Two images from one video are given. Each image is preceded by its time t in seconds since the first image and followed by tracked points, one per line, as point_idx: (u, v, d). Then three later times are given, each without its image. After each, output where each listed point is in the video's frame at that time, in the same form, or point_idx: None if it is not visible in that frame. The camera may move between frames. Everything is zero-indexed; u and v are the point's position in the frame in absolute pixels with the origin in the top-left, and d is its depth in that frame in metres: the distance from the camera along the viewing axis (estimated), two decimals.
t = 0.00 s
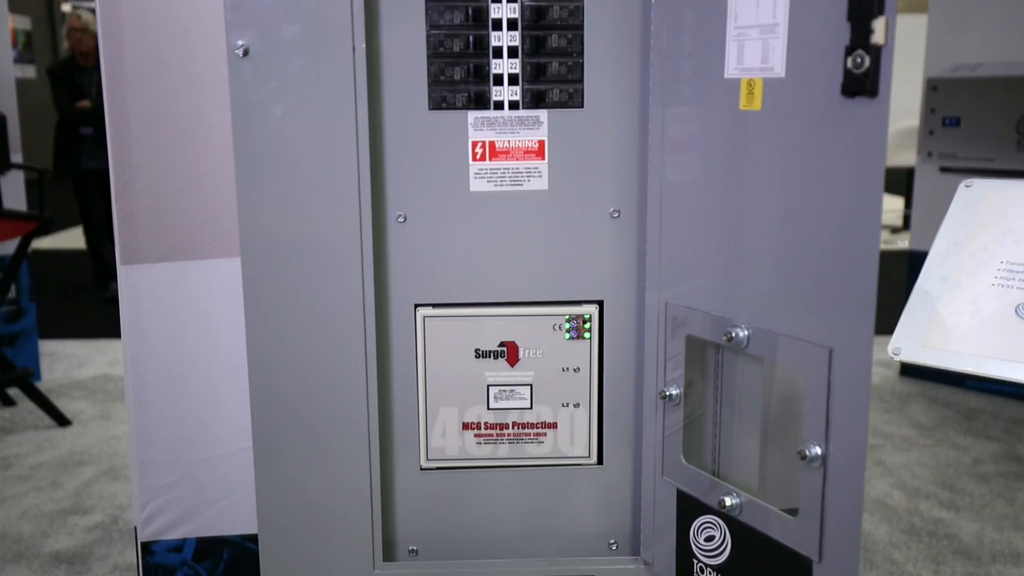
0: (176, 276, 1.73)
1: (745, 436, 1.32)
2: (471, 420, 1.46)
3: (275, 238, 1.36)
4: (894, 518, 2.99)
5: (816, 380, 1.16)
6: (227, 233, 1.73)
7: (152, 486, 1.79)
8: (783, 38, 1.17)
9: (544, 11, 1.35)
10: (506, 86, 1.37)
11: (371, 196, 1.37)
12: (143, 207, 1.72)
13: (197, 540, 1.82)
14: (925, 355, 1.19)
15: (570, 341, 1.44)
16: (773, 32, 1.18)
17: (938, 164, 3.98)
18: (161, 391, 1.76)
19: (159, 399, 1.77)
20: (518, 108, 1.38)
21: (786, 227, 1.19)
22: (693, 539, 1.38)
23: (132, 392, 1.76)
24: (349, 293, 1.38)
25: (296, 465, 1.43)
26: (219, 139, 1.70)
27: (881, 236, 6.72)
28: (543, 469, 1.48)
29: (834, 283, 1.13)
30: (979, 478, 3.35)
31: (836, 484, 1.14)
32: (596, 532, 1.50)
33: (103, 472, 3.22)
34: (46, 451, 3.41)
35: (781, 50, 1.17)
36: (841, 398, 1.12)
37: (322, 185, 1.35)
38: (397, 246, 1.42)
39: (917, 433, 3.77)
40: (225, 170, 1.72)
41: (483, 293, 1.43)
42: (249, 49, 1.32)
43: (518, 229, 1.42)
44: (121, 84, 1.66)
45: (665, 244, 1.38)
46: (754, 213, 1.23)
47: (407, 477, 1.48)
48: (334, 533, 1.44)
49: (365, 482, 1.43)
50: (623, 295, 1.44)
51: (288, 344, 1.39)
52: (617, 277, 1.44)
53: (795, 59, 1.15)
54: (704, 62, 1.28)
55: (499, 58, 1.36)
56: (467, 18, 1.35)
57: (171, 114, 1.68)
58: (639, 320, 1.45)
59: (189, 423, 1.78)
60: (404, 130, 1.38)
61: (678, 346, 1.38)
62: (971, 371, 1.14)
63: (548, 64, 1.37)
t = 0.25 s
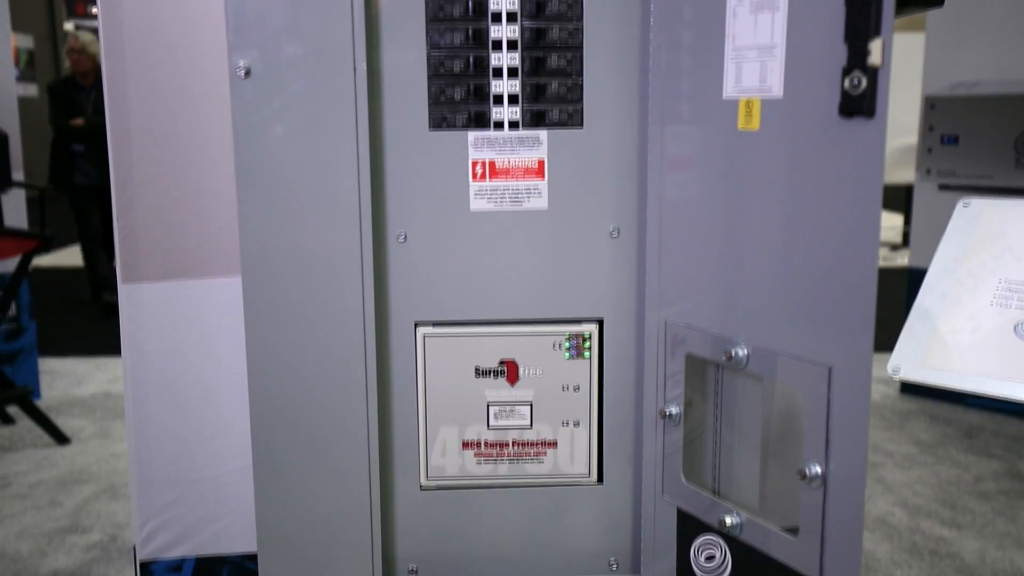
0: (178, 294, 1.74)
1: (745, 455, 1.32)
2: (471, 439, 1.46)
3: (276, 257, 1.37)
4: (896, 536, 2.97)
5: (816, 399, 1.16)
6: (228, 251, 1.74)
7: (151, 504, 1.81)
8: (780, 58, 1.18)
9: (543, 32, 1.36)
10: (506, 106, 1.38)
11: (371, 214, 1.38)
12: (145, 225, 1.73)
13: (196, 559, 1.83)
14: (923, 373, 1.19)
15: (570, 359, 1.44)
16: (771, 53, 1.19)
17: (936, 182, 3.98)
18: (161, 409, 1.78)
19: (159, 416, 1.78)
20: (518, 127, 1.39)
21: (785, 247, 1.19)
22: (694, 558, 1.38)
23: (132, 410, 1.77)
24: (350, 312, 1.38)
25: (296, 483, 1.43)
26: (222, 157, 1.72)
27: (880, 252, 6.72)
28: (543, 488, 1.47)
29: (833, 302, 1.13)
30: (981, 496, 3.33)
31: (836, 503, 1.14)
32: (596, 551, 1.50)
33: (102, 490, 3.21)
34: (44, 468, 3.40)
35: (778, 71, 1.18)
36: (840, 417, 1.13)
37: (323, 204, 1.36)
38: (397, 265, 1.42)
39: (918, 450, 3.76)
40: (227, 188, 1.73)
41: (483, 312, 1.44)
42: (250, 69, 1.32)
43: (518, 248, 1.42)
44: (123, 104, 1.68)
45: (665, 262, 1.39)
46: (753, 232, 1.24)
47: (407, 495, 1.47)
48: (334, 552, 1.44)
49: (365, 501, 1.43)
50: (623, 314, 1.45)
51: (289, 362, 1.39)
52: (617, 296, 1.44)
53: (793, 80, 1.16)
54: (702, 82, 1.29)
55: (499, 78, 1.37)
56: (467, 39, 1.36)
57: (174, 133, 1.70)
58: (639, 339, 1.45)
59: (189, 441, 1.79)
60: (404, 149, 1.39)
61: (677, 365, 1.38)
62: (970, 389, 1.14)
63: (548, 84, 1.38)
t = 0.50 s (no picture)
0: (178, 305, 1.80)
1: (744, 468, 1.33)
2: (471, 451, 1.46)
3: (277, 269, 1.37)
4: (897, 548, 2.96)
5: (816, 411, 1.16)
6: (227, 263, 1.81)
7: (152, 516, 1.86)
8: (779, 72, 1.18)
9: (543, 46, 1.37)
10: (506, 119, 1.38)
11: (372, 227, 1.38)
12: (144, 239, 1.78)
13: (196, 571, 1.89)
14: (923, 386, 1.20)
15: (570, 371, 1.44)
16: (770, 67, 1.19)
17: (935, 193, 3.98)
18: (161, 420, 1.83)
19: (158, 424, 1.83)
20: (518, 140, 1.39)
21: (785, 259, 1.19)
22: (694, 572, 1.38)
23: (132, 417, 1.82)
24: (350, 324, 1.39)
25: (296, 495, 1.43)
26: (220, 173, 1.78)
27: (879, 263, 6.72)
28: (543, 501, 1.47)
29: (833, 314, 1.14)
30: (982, 507, 3.33)
31: (836, 515, 1.14)
32: (596, 563, 1.50)
33: (101, 502, 3.20)
34: (43, 480, 3.39)
35: (777, 84, 1.19)
36: (841, 429, 1.13)
37: (324, 217, 1.36)
38: (398, 277, 1.42)
39: (919, 462, 3.76)
40: (226, 203, 1.79)
41: (484, 324, 1.44)
42: (252, 83, 1.33)
43: (518, 260, 1.43)
44: (125, 118, 1.73)
45: (664, 274, 1.39)
46: (752, 244, 1.24)
47: (406, 508, 1.47)
48: (334, 564, 1.44)
49: (365, 513, 1.43)
50: (623, 326, 1.45)
51: (289, 375, 1.39)
52: (616, 308, 1.45)
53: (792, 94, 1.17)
54: (701, 96, 1.30)
55: (499, 91, 1.38)
56: (468, 52, 1.36)
57: (173, 148, 1.76)
58: (638, 351, 1.45)
59: (189, 453, 1.85)
60: (405, 162, 1.40)
61: (677, 377, 1.38)
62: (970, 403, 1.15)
63: (548, 97, 1.38)
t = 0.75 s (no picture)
0: (179, 319, 1.80)
1: (745, 482, 1.33)
2: (471, 465, 1.45)
3: (278, 284, 1.37)
4: (898, 562, 2.95)
5: (816, 425, 1.17)
6: (229, 276, 1.83)
7: (151, 530, 1.86)
8: (777, 88, 1.19)
9: (543, 61, 1.37)
10: (506, 134, 1.39)
11: (372, 241, 1.38)
12: (145, 253, 1.78)
13: None
14: (922, 399, 1.19)
15: (570, 385, 1.44)
16: (768, 82, 1.20)
17: (934, 206, 3.98)
18: (161, 433, 1.83)
19: (158, 436, 1.84)
20: (518, 155, 1.40)
21: (785, 274, 1.20)
22: None
23: (131, 431, 1.82)
24: (351, 338, 1.39)
25: (297, 509, 1.43)
26: (222, 187, 1.80)
27: (879, 276, 6.72)
28: (543, 515, 1.47)
29: (832, 329, 1.15)
30: (983, 521, 3.32)
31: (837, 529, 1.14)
32: None
33: (100, 517, 3.19)
34: (42, 494, 3.39)
35: (776, 100, 1.20)
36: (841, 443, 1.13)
37: (325, 231, 1.37)
38: (398, 291, 1.43)
39: (919, 475, 3.75)
40: (227, 217, 1.82)
41: (484, 338, 1.44)
42: (254, 98, 1.34)
43: (518, 275, 1.43)
44: (127, 132, 1.73)
45: (664, 289, 1.39)
46: (751, 259, 1.25)
47: (406, 522, 1.47)
48: None
49: (365, 527, 1.43)
50: (622, 340, 1.45)
51: (290, 389, 1.40)
52: (616, 322, 1.45)
53: (791, 109, 1.18)
54: (700, 111, 1.30)
55: (499, 107, 1.38)
56: (468, 68, 1.37)
57: (176, 163, 1.77)
58: (638, 365, 1.45)
59: (189, 467, 1.86)
60: (405, 177, 1.40)
61: (677, 391, 1.38)
62: (971, 414, 1.14)
63: (548, 112, 1.39)
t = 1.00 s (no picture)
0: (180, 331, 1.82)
1: (745, 496, 1.33)
2: (471, 478, 1.45)
3: (278, 297, 1.38)
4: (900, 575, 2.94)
5: (816, 439, 1.17)
6: (230, 288, 1.85)
7: (151, 544, 1.86)
8: (776, 102, 1.20)
9: (543, 76, 1.38)
10: (506, 147, 1.39)
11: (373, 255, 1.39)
12: (146, 265, 1.78)
13: None
14: (922, 414, 1.20)
15: (570, 399, 1.44)
16: (767, 97, 1.21)
17: (933, 219, 3.99)
18: (160, 447, 1.83)
19: (156, 450, 1.84)
20: (518, 169, 1.40)
21: (784, 288, 1.20)
22: None
23: (131, 445, 1.81)
24: (351, 351, 1.39)
25: (297, 522, 1.43)
26: (223, 200, 1.82)
27: (879, 288, 6.73)
28: (543, 528, 1.47)
29: (831, 343, 1.15)
30: (985, 534, 3.31)
31: (837, 543, 1.15)
32: None
33: (99, 530, 3.18)
34: (41, 507, 3.38)
35: (774, 114, 1.20)
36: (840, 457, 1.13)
37: (325, 245, 1.37)
38: (398, 304, 1.43)
39: (921, 488, 3.74)
40: (228, 229, 1.83)
41: (484, 351, 1.44)
42: (255, 112, 1.34)
43: (518, 288, 1.43)
44: (128, 146, 1.72)
45: (664, 303, 1.39)
46: (751, 273, 1.25)
47: (407, 535, 1.47)
48: None
49: (365, 541, 1.43)
50: (622, 353, 1.45)
51: (290, 402, 1.40)
52: (616, 335, 1.45)
53: (789, 123, 1.18)
54: (699, 125, 1.31)
55: (499, 120, 1.39)
56: (468, 82, 1.38)
57: (177, 176, 1.78)
58: (638, 378, 1.46)
59: (189, 480, 1.87)
60: (406, 190, 1.41)
61: (677, 404, 1.39)
62: (972, 428, 1.15)
63: (547, 126, 1.39)
